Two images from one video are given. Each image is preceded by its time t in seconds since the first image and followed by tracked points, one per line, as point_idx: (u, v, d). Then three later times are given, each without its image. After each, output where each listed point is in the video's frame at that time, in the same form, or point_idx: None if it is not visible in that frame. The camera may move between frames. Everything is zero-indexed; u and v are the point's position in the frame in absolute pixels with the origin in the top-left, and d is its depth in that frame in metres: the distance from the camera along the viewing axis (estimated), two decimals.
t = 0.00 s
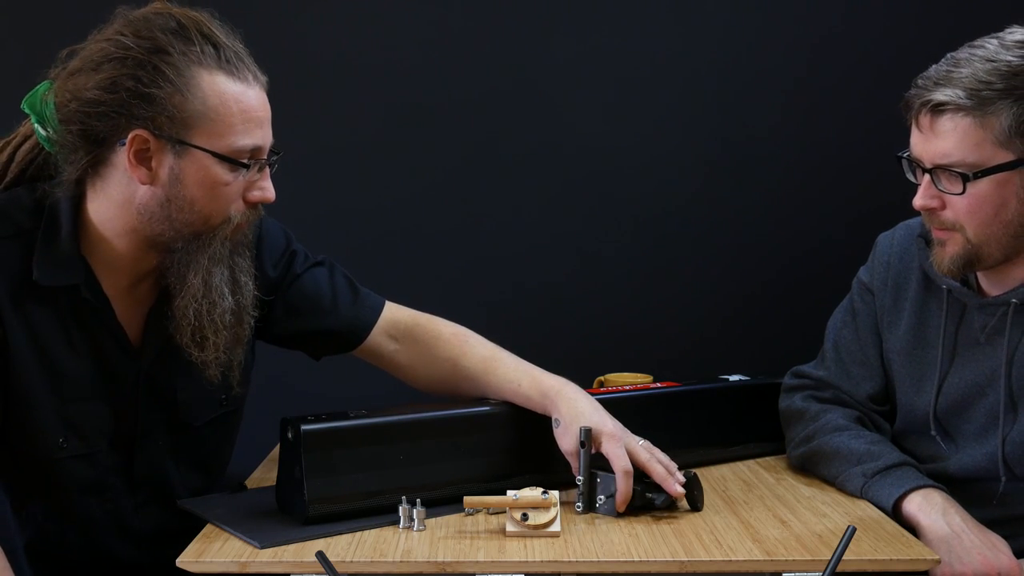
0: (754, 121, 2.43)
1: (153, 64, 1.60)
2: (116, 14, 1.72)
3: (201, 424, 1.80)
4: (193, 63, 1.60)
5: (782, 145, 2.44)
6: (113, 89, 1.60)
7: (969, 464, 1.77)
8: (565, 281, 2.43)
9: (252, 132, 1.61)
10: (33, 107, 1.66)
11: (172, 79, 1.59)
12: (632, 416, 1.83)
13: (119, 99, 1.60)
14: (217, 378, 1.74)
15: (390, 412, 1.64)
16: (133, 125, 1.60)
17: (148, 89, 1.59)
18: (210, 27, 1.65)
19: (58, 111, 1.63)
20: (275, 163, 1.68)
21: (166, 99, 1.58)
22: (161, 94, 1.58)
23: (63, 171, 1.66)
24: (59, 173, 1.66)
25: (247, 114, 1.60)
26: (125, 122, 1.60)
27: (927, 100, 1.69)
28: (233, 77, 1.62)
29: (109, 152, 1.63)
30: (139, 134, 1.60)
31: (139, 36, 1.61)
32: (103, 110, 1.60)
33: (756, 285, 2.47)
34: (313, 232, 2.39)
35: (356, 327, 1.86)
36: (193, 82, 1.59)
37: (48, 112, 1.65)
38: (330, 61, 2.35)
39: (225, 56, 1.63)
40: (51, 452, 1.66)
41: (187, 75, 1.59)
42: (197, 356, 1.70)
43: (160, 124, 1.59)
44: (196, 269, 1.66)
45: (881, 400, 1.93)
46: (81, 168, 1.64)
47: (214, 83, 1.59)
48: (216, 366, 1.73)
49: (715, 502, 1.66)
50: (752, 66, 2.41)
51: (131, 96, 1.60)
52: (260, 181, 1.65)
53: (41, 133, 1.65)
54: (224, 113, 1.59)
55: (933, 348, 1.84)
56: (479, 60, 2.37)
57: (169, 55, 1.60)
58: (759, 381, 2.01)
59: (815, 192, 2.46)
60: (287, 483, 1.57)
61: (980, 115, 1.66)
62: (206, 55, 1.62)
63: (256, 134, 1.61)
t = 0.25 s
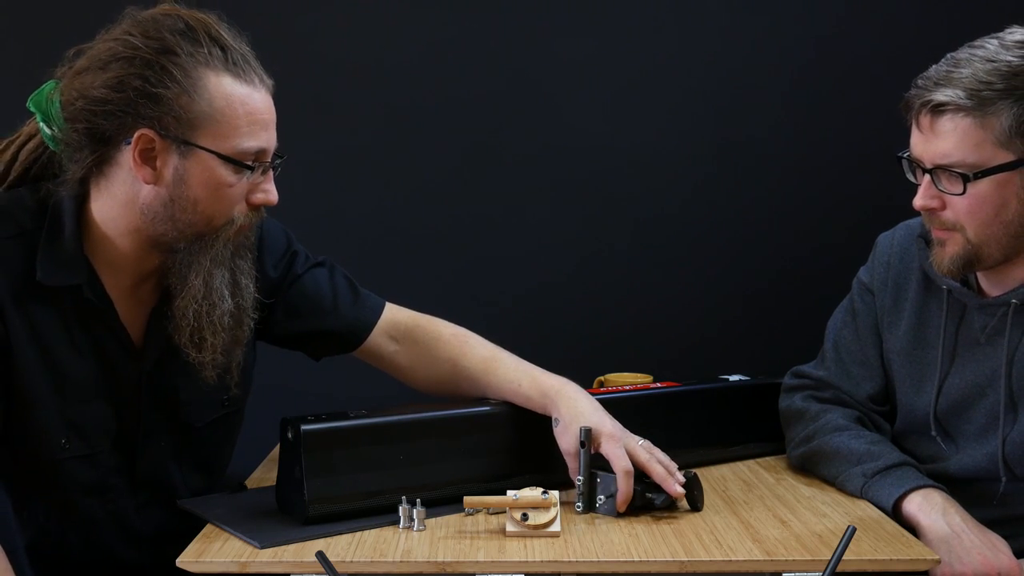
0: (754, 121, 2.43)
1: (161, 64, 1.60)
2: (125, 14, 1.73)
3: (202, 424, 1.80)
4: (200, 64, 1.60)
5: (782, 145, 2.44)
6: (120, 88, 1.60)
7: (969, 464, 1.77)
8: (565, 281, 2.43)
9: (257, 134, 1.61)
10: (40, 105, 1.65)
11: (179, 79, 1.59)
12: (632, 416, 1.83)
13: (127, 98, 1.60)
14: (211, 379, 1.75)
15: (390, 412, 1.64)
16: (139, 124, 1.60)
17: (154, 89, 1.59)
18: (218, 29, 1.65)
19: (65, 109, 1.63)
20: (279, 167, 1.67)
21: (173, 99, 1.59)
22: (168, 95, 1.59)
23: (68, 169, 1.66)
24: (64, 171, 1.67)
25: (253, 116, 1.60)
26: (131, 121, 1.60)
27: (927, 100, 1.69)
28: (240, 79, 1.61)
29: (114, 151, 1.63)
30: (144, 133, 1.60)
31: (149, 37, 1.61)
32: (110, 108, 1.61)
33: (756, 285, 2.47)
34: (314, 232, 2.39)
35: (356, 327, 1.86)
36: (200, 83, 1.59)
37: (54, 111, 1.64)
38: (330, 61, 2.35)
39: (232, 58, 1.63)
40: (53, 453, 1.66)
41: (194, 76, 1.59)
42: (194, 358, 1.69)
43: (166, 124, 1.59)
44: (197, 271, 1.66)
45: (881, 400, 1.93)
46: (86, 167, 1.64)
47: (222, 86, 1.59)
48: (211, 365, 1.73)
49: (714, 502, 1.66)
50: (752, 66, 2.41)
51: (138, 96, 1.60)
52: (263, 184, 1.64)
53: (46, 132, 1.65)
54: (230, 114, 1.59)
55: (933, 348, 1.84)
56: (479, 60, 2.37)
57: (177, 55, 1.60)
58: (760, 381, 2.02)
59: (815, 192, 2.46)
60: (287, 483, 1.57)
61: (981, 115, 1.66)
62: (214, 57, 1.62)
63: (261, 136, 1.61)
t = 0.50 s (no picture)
0: (754, 121, 2.43)
1: (157, 52, 1.60)
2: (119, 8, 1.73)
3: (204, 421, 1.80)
4: (196, 51, 1.61)
5: (783, 146, 2.44)
6: (116, 76, 1.60)
7: (969, 465, 1.77)
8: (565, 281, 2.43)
9: (254, 119, 1.61)
10: (35, 104, 1.67)
11: (176, 66, 1.59)
12: (632, 416, 1.83)
13: (124, 86, 1.60)
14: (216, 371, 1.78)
15: (391, 412, 1.64)
16: (138, 113, 1.60)
17: (152, 76, 1.59)
18: (213, 18, 1.66)
19: (63, 101, 1.63)
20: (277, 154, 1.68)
21: (171, 86, 1.59)
22: (165, 81, 1.59)
23: (67, 166, 1.66)
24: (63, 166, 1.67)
25: (249, 102, 1.61)
26: (130, 110, 1.60)
27: (929, 100, 1.69)
28: (236, 66, 1.62)
29: (114, 140, 1.63)
30: (144, 121, 1.60)
31: (144, 26, 1.62)
32: (108, 97, 1.61)
33: (756, 286, 2.47)
34: (314, 232, 2.39)
35: (355, 327, 1.86)
36: (197, 69, 1.60)
37: (50, 108, 1.66)
38: (330, 61, 2.35)
39: (227, 46, 1.64)
40: (54, 451, 1.66)
41: (191, 62, 1.60)
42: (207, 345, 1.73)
43: (165, 111, 1.59)
44: (199, 258, 1.66)
45: (881, 401, 1.93)
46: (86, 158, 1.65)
47: (218, 70, 1.60)
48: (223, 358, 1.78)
49: (714, 502, 1.66)
50: (752, 66, 2.41)
51: (135, 84, 1.60)
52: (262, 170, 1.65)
53: (41, 128, 1.66)
54: (227, 100, 1.60)
55: (933, 349, 1.84)
56: (480, 61, 2.37)
57: (173, 43, 1.61)
58: (760, 381, 2.02)
59: (815, 193, 2.46)
60: (287, 483, 1.57)
61: (982, 116, 1.66)
62: (210, 44, 1.62)
63: (258, 121, 1.61)
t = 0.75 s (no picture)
0: (754, 120, 2.43)
1: (159, 44, 1.63)
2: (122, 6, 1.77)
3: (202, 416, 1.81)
4: (197, 42, 1.64)
5: (783, 145, 2.44)
6: (119, 66, 1.63)
7: (969, 465, 1.77)
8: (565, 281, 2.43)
9: (253, 109, 1.63)
10: (36, 98, 1.68)
11: (177, 56, 1.62)
12: (632, 416, 1.83)
13: (126, 76, 1.63)
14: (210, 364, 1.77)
15: (391, 412, 1.64)
16: (139, 102, 1.62)
17: (153, 66, 1.62)
18: (214, 13, 1.69)
19: (65, 92, 1.65)
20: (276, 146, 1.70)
21: (172, 76, 1.61)
22: (166, 70, 1.61)
23: (69, 157, 1.68)
24: (65, 157, 1.69)
25: (250, 92, 1.63)
26: (131, 100, 1.63)
27: (928, 100, 1.69)
28: (236, 57, 1.65)
29: (115, 131, 1.65)
30: (145, 110, 1.61)
31: (146, 18, 1.65)
32: (110, 87, 1.63)
33: (756, 285, 2.47)
34: (314, 231, 2.39)
35: (352, 326, 1.86)
36: (198, 60, 1.62)
37: (52, 102, 1.67)
38: (331, 60, 2.34)
39: (227, 40, 1.67)
40: (55, 445, 1.65)
41: (192, 53, 1.63)
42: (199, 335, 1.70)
43: (166, 100, 1.61)
44: (198, 248, 1.67)
45: (881, 401, 1.93)
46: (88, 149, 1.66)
47: (219, 61, 1.63)
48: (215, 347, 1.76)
49: (714, 502, 1.66)
50: (753, 66, 2.41)
51: (138, 74, 1.62)
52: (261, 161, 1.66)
53: (42, 122, 1.67)
54: (227, 89, 1.62)
55: (933, 349, 1.84)
56: (480, 60, 2.37)
57: (174, 35, 1.64)
58: (759, 380, 2.02)
59: (815, 192, 2.46)
60: (287, 483, 1.57)
61: (982, 116, 1.66)
62: (210, 37, 1.66)
63: (257, 112, 1.64)
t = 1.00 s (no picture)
0: (754, 120, 2.43)
1: (161, 46, 1.63)
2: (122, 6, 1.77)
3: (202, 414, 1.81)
4: (199, 46, 1.65)
5: (783, 145, 2.44)
6: (120, 68, 1.63)
7: (969, 465, 1.77)
8: (565, 281, 2.43)
9: (254, 113, 1.64)
10: (40, 97, 1.68)
11: (179, 59, 1.63)
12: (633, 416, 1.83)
13: (128, 78, 1.63)
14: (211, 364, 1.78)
15: (391, 412, 1.64)
16: (140, 105, 1.63)
17: (154, 69, 1.63)
18: (215, 16, 1.70)
19: (66, 93, 1.66)
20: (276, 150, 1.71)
21: (173, 79, 1.62)
22: (168, 73, 1.62)
23: (69, 158, 1.68)
24: (66, 157, 1.68)
25: (251, 97, 1.64)
26: (132, 103, 1.63)
27: (927, 100, 1.69)
28: (237, 61, 1.66)
29: (115, 132, 1.65)
30: (145, 113, 1.62)
31: (148, 21, 1.65)
32: (111, 89, 1.64)
33: (756, 285, 2.47)
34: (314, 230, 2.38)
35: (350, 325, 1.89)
36: (200, 63, 1.63)
37: (54, 102, 1.67)
38: (331, 59, 2.34)
39: (229, 43, 1.68)
40: (57, 443, 1.65)
41: (193, 57, 1.64)
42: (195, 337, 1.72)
43: (167, 104, 1.62)
44: (197, 250, 1.68)
45: (881, 401, 1.93)
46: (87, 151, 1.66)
47: (220, 65, 1.64)
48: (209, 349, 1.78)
49: (714, 502, 1.66)
50: (754, 65, 2.41)
51: (138, 76, 1.63)
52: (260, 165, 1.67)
53: (45, 122, 1.67)
54: (228, 93, 1.63)
55: (933, 349, 1.84)
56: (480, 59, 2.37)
57: (176, 38, 1.64)
58: (760, 380, 2.02)
59: (815, 192, 2.46)
60: (288, 482, 1.57)
61: (981, 116, 1.66)
62: (212, 40, 1.67)
63: (258, 116, 1.65)
